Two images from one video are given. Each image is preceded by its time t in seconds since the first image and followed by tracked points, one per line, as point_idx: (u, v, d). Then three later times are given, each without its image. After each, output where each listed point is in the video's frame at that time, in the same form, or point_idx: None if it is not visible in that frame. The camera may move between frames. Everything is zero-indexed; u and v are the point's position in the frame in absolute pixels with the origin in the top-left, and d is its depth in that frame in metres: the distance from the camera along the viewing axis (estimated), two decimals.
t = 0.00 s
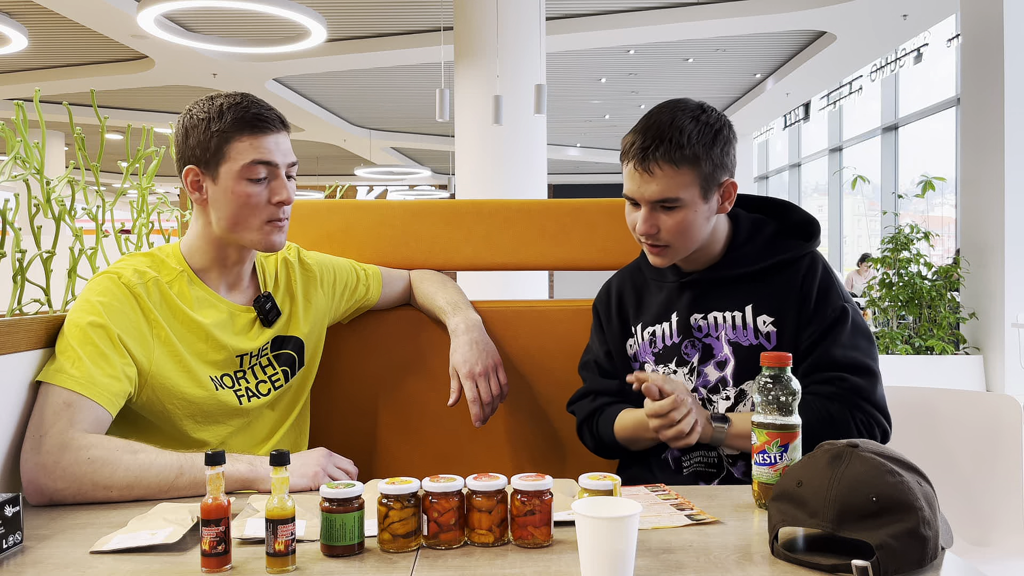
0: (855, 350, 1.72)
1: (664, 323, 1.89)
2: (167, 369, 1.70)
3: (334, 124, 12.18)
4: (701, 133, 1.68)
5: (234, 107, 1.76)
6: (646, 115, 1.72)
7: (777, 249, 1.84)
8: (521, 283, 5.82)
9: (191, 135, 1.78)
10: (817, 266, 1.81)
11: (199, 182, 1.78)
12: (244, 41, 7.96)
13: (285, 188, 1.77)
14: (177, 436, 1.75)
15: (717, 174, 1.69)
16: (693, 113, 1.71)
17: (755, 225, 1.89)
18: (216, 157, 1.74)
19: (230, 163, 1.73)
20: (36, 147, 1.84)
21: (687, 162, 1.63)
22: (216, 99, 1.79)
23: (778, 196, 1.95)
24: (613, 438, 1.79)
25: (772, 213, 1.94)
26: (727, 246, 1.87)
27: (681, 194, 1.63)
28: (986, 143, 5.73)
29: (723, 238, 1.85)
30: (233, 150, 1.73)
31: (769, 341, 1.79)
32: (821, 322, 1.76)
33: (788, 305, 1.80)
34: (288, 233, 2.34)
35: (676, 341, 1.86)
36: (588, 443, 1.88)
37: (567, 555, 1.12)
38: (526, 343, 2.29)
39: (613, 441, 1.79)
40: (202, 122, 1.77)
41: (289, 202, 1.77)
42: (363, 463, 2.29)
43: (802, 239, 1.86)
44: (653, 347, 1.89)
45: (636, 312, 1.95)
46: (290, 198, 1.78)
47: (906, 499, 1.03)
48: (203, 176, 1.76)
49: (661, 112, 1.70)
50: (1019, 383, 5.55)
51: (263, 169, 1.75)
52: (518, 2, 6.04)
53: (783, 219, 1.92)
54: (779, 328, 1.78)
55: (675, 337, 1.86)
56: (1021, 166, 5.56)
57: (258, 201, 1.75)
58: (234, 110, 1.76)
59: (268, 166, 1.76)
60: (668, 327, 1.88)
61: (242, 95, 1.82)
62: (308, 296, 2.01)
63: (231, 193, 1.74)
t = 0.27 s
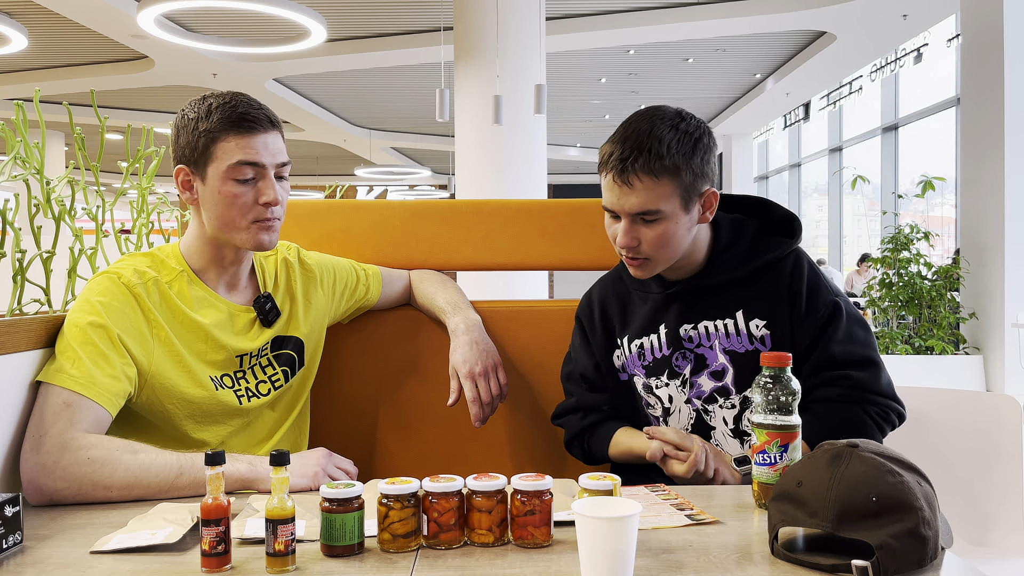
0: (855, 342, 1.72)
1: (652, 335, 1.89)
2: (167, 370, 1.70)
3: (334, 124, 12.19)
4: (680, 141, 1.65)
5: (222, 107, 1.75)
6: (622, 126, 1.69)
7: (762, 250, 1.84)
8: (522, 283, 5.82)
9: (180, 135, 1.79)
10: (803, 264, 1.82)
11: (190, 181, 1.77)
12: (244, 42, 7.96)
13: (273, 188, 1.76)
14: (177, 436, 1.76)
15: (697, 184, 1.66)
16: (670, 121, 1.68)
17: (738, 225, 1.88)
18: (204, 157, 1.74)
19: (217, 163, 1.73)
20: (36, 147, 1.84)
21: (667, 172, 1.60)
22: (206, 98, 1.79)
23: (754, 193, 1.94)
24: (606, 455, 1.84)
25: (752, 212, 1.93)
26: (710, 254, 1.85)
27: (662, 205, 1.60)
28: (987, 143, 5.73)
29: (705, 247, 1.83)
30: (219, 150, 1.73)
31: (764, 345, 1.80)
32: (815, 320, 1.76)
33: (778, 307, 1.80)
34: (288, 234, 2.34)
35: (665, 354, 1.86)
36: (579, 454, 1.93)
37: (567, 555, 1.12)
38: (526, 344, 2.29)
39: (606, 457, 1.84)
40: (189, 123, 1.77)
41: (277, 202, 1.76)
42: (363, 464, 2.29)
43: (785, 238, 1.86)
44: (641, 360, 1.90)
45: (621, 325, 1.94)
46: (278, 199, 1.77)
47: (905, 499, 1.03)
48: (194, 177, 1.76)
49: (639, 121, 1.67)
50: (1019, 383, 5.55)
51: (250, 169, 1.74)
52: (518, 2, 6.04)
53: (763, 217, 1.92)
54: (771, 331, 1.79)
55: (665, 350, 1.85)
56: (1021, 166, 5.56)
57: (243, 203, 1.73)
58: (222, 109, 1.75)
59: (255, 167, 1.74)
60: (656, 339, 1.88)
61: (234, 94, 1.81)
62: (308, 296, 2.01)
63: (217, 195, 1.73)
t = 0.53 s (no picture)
0: (857, 336, 1.74)
1: (647, 343, 1.88)
2: (167, 370, 1.70)
3: (334, 124, 12.19)
4: (665, 151, 1.65)
5: (217, 107, 1.75)
6: (609, 135, 1.69)
7: (754, 251, 1.84)
8: (522, 284, 5.82)
9: (177, 135, 1.79)
10: (795, 264, 1.83)
11: (187, 180, 1.78)
12: (244, 42, 7.96)
13: (267, 188, 1.75)
14: (177, 436, 1.76)
15: (685, 193, 1.66)
16: (656, 130, 1.68)
17: (728, 227, 1.88)
18: (200, 156, 1.74)
19: (213, 162, 1.73)
20: (37, 147, 1.84)
21: (652, 184, 1.60)
22: (201, 98, 1.79)
23: (739, 195, 1.95)
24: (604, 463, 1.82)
25: (740, 213, 1.94)
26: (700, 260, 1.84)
27: (647, 217, 1.59)
28: (987, 143, 5.73)
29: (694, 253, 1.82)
30: (215, 149, 1.73)
31: (761, 347, 1.80)
32: (816, 318, 1.77)
33: (775, 308, 1.81)
34: (288, 233, 2.34)
35: (663, 361, 1.86)
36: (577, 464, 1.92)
37: (567, 555, 1.12)
38: (526, 344, 2.30)
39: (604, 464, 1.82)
40: (184, 125, 1.77)
41: (271, 202, 1.75)
42: (363, 465, 2.29)
43: (775, 238, 1.87)
44: (637, 368, 1.89)
45: (615, 334, 1.94)
46: (273, 199, 1.75)
47: (905, 499, 1.03)
48: (190, 175, 1.76)
49: (624, 131, 1.67)
50: (1019, 383, 5.55)
51: (245, 169, 1.73)
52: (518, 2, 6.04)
53: (752, 217, 1.92)
54: (768, 332, 1.79)
55: (660, 357, 1.85)
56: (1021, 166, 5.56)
57: (237, 203, 1.73)
58: (214, 108, 1.75)
59: (249, 167, 1.74)
60: (651, 346, 1.88)
61: (228, 94, 1.80)
62: (308, 297, 2.01)
63: (212, 196, 1.73)
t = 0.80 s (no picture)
0: (845, 340, 1.72)
1: (645, 345, 1.89)
2: (167, 370, 1.70)
3: (334, 124, 12.19)
4: (665, 157, 1.64)
5: (212, 107, 1.75)
6: (607, 141, 1.68)
7: (749, 252, 1.84)
8: (522, 284, 5.82)
9: (172, 135, 1.79)
10: (789, 265, 1.82)
11: (183, 181, 1.78)
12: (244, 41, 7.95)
13: (262, 188, 1.75)
14: (177, 435, 1.76)
15: (683, 200, 1.66)
16: (655, 136, 1.67)
17: (725, 227, 1.88)
18: (194, 156, 1.74)
19: (207, 162, 1.72)
20: (36, 147, 1.84)
21: (651, 191, 1.59)
22: (197, 98, 1.79)
23: (739, 195, 1.95)
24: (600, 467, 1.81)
25: (736, 214, 1.94)
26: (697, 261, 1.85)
27: (646, 223, 1.59)
28: (987, 143, 5.73)
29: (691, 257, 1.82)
30: (210, 150, 1.72)
31: (754, 349, 1.81)
32: (806, 321, 1.77)
33: (767, 311, 1.81)
34: (288, 233, 2.34)
35: (661, 363, 1.86)
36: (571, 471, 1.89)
37: (567, 555, 1.12)
38: (525, 344, 2.30)
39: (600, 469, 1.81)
40: (179, 125, 1.77)
41: (267, 202, 1.75)
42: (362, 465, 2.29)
43: (771, 238, 1.87)
44: (635, 369, 1.90)
45: (614, 334, 1.93)
46: (268, 199, 1.76)
47: (906, 499, 1.03)
48: (188, 176, 1.76)
49: (622, 137, 1.66)
50: (1019, 383, 5.56)
51: (241, 168, 1.73)
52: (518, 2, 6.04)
53: (750, 218, 1.92)
54: (760, 335, 1.81)
55: (659, 359, 1.86)
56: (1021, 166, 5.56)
57: (233, 202, 1.73)
58: (212, 109, 1.75)
59: (245, 167, 1.74)
60: (649, 348, 1.88)
61: (224, 93, 1.80)
62: (308, 295, 2.01)
63: (206, 197, 1.73)
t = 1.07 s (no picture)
0: (837, 344, 1.71)
1: (642, 347, 1.89)
2: (166, 368, 1.70)
3: (334, 124, 12.19)
4: (666, 158, 1.64)
5: (188, 105, 1.74)
6: (608, 140, 1.69)
7: (746, 254, 1.84)
8: (522, 283, 5.82)
9: (155, 138, 1.79)
10: (785, 267, 1.82)
11: (168, 181, 1.79)
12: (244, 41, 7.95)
13: (241, 183, 1.74)
14: (178, 434, 1.76)
15: (683, 202, 1.66)
16: (655, 137, 1.67)
17: (723, 229, 1.88)
18: (175, 157, 1.74)
19: (185, 163, 1.73)
20: (36, 147, 1.83)
21: (652, 193, 1.59)
22: (176, 98, 1.78)
23: (741, 196, 1.94)
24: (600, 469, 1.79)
25: (736, 215, 1.94)
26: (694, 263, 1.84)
27: (645, 226, 1.59)
28: (987, 143, 5.73)
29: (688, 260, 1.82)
30: (185, 149, 1.72)
31: (748, 352, 1.82)
32: (798, 324, 1.76)
33: (761, 314, 1.81)
34: (288, 232, 2.34)
35: (657, 366, 1.86)
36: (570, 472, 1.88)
37: (567, 555, 1.12)
38: (526, 344, 2.30)
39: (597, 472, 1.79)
40: (160, 126, 1.77)
41: (246, 196, 1.74)
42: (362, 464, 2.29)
43: (770, 240, 1.86)
44: (631, 370, 1.90)
45: (612, 335, 1.94)
46: (249, 193, 1.75)
47: (906, 499, 1.03)
48: (170, 177, 1.77)
49: (622, 138, 1.66)
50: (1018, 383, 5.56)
51: (218, 164, 1.73)
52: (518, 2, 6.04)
53: (750, 219, 1.92)
54: (754, 338, 1.81)
55: (654, 362, 1.86)
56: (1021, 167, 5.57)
57: (212, 198, 1.73)
58: (190, 107, 1.74)
59: (223, 162, 1.73)
60: (646, 351, 1.88)
61: (201, 91, 1.79)
62: (308, 292, 2.01)
63: (189, 194, 1.74)
